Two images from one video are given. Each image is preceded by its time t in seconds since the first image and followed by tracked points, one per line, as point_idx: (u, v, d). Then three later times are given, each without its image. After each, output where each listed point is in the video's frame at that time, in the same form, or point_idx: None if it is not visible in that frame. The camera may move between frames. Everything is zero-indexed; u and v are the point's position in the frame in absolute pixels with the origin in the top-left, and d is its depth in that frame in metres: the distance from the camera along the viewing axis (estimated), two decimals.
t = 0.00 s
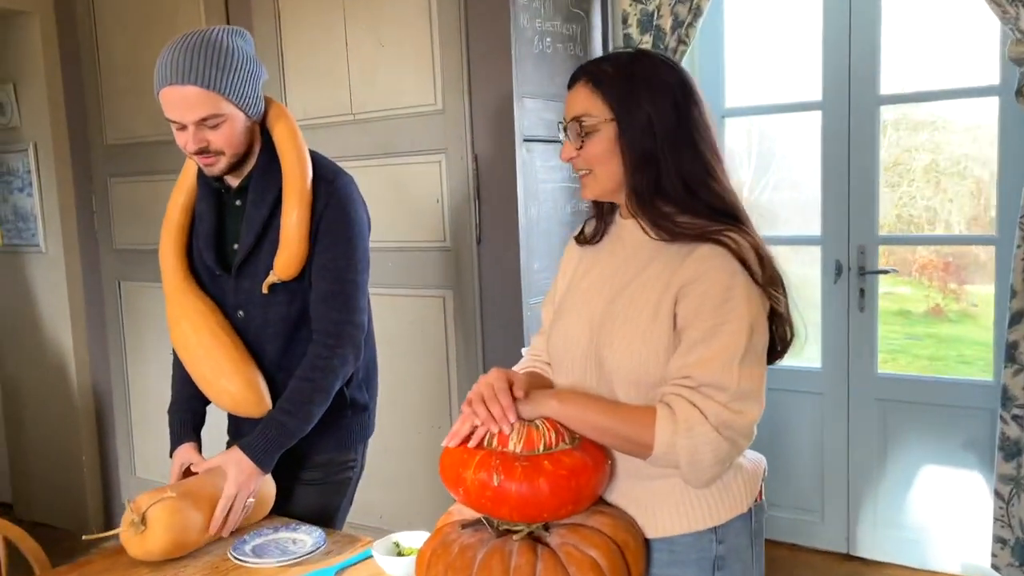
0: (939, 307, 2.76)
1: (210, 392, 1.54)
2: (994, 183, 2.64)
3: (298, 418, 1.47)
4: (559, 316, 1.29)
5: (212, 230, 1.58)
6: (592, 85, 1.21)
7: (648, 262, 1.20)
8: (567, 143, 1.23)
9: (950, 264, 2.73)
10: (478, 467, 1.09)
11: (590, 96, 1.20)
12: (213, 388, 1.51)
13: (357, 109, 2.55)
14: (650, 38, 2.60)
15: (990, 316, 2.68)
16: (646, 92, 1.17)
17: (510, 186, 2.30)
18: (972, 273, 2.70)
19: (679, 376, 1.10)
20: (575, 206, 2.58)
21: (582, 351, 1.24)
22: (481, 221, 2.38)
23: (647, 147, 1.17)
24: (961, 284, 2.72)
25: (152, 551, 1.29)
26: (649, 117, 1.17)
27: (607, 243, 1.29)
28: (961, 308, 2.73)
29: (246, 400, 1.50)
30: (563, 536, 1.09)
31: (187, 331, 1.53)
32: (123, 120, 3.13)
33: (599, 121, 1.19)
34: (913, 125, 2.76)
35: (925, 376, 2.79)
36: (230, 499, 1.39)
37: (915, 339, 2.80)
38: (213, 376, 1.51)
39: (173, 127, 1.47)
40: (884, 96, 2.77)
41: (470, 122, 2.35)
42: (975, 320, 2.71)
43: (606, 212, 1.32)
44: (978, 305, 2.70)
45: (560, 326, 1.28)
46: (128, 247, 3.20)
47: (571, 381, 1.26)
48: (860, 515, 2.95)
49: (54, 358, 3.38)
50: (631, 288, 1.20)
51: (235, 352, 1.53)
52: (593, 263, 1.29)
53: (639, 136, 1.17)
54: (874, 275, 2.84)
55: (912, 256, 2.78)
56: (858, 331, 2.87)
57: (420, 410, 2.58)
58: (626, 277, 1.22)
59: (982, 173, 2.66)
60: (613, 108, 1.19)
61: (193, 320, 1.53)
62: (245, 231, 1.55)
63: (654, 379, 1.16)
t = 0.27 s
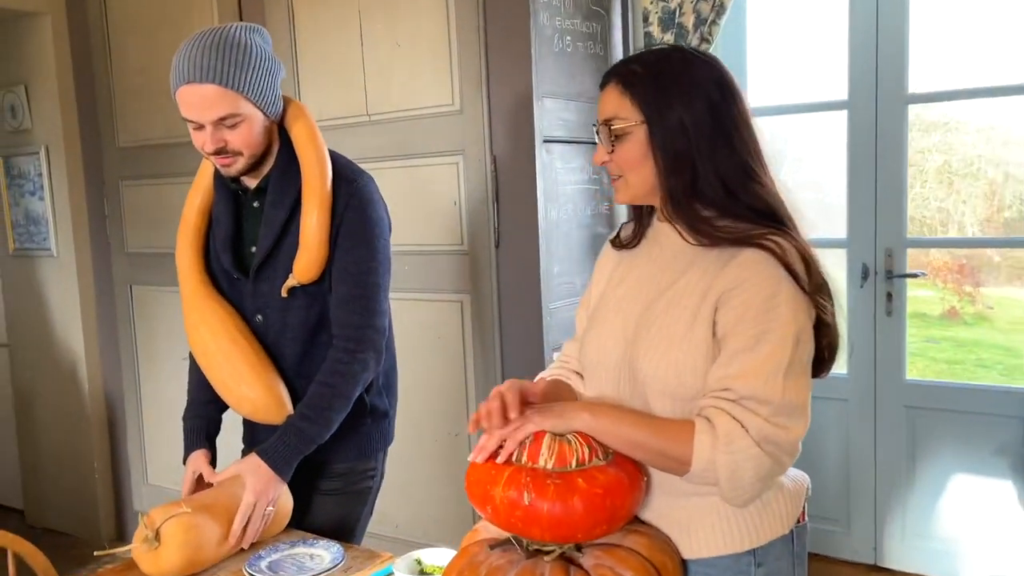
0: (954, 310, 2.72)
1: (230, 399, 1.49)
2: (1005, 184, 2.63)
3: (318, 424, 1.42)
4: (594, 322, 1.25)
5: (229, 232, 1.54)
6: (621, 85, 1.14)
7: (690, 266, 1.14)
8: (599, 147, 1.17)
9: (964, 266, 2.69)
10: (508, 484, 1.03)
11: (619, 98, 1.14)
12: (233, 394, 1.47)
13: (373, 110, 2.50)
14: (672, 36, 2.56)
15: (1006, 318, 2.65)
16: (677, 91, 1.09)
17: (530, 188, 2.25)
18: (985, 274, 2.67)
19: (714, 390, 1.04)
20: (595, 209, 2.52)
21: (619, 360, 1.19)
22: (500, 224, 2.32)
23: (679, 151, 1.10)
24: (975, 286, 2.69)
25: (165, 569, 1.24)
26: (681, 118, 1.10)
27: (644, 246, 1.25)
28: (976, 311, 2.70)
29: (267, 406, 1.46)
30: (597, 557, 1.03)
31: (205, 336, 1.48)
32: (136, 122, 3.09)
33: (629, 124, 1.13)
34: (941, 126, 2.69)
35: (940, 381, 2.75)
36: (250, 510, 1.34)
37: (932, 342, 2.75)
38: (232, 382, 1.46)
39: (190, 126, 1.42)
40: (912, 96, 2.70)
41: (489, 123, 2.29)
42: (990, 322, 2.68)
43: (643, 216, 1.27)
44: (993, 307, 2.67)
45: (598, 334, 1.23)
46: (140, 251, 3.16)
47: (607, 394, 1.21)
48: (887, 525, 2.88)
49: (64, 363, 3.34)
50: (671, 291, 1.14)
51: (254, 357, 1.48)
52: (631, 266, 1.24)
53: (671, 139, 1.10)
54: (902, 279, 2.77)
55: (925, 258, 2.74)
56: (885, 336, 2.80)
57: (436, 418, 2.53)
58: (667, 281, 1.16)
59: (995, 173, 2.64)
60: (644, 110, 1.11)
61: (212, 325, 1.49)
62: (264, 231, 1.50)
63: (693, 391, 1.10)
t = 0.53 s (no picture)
0: (964, 313, 2.69)
1: (244, 393, 1.47)
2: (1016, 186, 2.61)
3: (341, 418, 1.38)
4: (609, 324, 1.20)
5: (245, 224, 1.52)
6: (627, 78, 1.09)
7: (711, 262, 1.10)
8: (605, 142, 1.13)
9: (975, 269, 2.66)
10: (532, 489, 0.99)
11: (626, 92, 1.09)
12: (247, 388, 1.45)
13: (386, 107, 2.47)
14: (689, 34, 2.54)
15: (1017, 320, 2.63)
16: (685, 85, 1.05)
17: (546, 187, 2.22)
18: (996, 277, 2.64)
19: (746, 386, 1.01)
20: (611, 208, 2.49)
21: (639, 360, 1.14)
22: (515, 224, 2.29)
23: (691, 146, 1.06)
24: (986, 289, 2.66)
25: None
26: (690, 111, 1.05)
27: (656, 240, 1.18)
28: (987, 314, 2.67)
29: (281, 399, 1.43)
30: (625, 565, 0.98)
31: (220, 329, 1.46)
32: (147, 120, 3.07)
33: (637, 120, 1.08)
34: (962, 126, 2.65)
35: (952, 384, 2.72)
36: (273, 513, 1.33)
37: (944, 346, 2.72)
38: (246, 376, 1.44)
39: (207, 116, 1.41)
40: (933, 95, 2.66)
41: (504, 120, 2.26)
42: (1001, 326, 2.65)
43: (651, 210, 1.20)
44: (1004, 310, 2.65)
45: (613, 336, 1.18)
46: (151, 250, 3.14)
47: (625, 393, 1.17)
48: (907, 530, 2.84)
49: (75, 362, 3.33)
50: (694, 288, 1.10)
51: (268, 350, 1.46)
52: (642, 262, 1.18)
53: (681, 134, 1.06)
54: (922, 281, 2.73)
55: (937, 260, 2.71)
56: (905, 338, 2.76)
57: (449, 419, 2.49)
58: (685, 280, 1.11)
59: (1007, 176, 2.62)
60: (651, 105, 1.07)
61: (227, 318, 1.47)
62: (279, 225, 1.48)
63: (726, 389, 1.07)
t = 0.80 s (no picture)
0: (976, 316, 2.67)
1: (258, 390, 1.47)
2: None
3: (353, 417, 1.38)
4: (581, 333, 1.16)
5: (259, 220, 1.51)
6: (570, 85, 1.07)
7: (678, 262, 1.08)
8: (553, 151, 1.09)
9: (986, 273, 2.65)
10: (546, 489, 0.96)
11: (570, 99, 1.07)
12: (261, 385, 1.45)
13: (398, 106, 2.46)
14: (703, 32, 2.56)
15: None
16: (627, 84, 1.03)
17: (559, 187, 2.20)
18: (1007, 280, 2.63)
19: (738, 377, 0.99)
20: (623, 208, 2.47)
21: (621, 361, 1.11)
22: (527, 224, 2.28)
23: (642, 145, 1.04)
24: (998, 292, 2.64)
25: None
26: (633, 110, 1.03)
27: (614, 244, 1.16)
28: (998, 317, 2.66)
29: (295, 397, 1.44)
30: (640, 569, 0.95)
31: (232, 327, 1.45)
32: (158, 118, 3.07)
33: (583, 127, 1.06)
34: (978, 126, 2.62)
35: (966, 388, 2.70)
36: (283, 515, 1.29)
37: (957, 349, 2.71)
38: (260, 373, 1.44)
39: (221, 112, 1.40)
40: (950, 94, 2.64)
41: (517, 119, 2.25)
42: (1012, 329, 2.64)
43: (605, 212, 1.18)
44: (1015, 313, 2.64)
45: (586, 341, 1.15)
46: (162, 247, 3.14)
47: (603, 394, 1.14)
48: (919, 532, 2.82)
49: (85, 360, 3.33)
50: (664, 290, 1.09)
51: (282, 348, 1.45)
52: (606, 266, 1.15)
53: (629, 135, 1.04)
54: (938, 282, 2.70)
55: (955, 263, 2.68)
56: (920, 341, 2.74)
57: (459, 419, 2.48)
58: (657, 283, 1.09)
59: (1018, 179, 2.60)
60: (595, 109, 1.05)
61: (239, 315, 1.46)
62: (292, 223, 1.47)
63: (711, 381, 1.06)
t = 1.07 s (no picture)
0: (989, 319, 2.65)
1: (275, 387, 1.47)
2: None
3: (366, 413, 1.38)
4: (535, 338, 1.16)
5: (275, 218, 1.51)
6: (509, 103, 1.08)
7: (632, 257, 1.10)
8: (496, 168, 1.11)
9: (1000, 275, 2.62)
10: (564, 489, 0.94)
11: (509, 117, 1.08)
12: (278, 382, 1.45)
13: (411, 106, 2.46)
14: (717, 32, 2.55)
15: None
16: (564, 101, 1.04)
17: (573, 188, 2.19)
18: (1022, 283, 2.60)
19: (725, 364, 1.02)
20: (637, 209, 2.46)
21: (582, 361, 1.12)
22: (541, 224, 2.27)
23: (581, 160, 1.05)
24: (1011, 295, 2.61)
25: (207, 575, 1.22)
26: (570, 126, 1.04)
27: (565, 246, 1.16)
28: (1012, 320, 2.63)
29: (312, 394, 1.44)
30: (658, 569, 0.95)
31: (248, 325, 1.45)
32: (171, 117, 3.08)
33: (524, 145, 1.07)
34: (995, 127, 2.60)
35: (982, 391, 2.67)
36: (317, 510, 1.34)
37: (971, 352, 2.68)
38: (277, 370, 1.44)
39: (238, 111, 1.40)
40: (967, 94, 2.62)
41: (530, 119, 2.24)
42: None
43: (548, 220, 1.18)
44: None
45: (540, 342, 1.15)
46: (175, 247, 3.15)
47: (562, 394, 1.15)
48: (934, 536, 2.79)
49: (98, 359, 3.35)
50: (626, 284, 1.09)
51: (300, 345, 1.46)
52: (559, 267, 1.15)
53: (569, 150, 1.05)
54: (953, 284, 2.68)
55: (973, 265, 2.65)
56: (935, 343, 2.72)
57: (471, 420, 2.47)
58: (615, 279, 1.10)
59: None
60: (533, 127, 1.06)
61: (255, 314, 1.46)
62: (309, 221, 1.48)
63: (672, 375, 1.08)
